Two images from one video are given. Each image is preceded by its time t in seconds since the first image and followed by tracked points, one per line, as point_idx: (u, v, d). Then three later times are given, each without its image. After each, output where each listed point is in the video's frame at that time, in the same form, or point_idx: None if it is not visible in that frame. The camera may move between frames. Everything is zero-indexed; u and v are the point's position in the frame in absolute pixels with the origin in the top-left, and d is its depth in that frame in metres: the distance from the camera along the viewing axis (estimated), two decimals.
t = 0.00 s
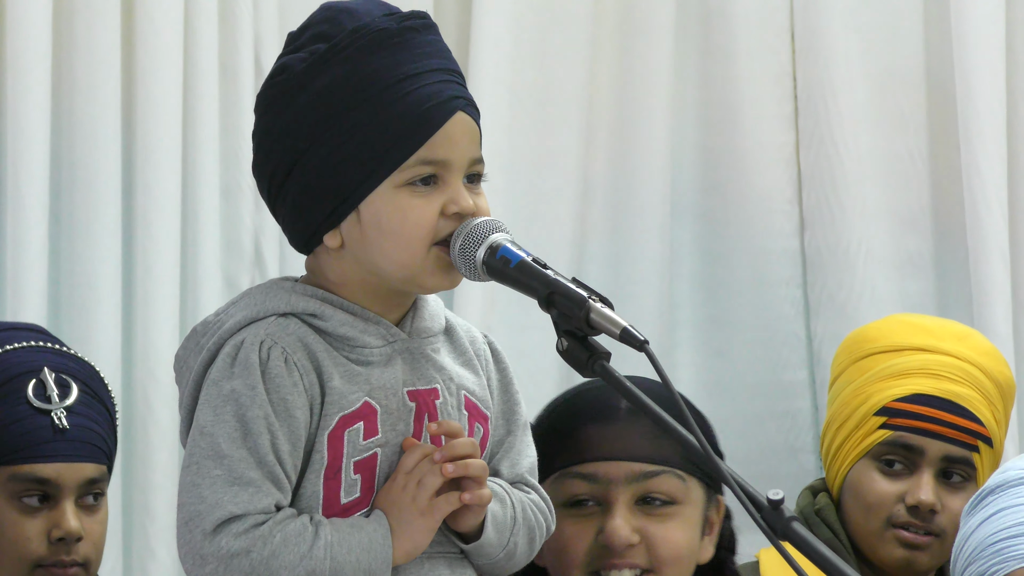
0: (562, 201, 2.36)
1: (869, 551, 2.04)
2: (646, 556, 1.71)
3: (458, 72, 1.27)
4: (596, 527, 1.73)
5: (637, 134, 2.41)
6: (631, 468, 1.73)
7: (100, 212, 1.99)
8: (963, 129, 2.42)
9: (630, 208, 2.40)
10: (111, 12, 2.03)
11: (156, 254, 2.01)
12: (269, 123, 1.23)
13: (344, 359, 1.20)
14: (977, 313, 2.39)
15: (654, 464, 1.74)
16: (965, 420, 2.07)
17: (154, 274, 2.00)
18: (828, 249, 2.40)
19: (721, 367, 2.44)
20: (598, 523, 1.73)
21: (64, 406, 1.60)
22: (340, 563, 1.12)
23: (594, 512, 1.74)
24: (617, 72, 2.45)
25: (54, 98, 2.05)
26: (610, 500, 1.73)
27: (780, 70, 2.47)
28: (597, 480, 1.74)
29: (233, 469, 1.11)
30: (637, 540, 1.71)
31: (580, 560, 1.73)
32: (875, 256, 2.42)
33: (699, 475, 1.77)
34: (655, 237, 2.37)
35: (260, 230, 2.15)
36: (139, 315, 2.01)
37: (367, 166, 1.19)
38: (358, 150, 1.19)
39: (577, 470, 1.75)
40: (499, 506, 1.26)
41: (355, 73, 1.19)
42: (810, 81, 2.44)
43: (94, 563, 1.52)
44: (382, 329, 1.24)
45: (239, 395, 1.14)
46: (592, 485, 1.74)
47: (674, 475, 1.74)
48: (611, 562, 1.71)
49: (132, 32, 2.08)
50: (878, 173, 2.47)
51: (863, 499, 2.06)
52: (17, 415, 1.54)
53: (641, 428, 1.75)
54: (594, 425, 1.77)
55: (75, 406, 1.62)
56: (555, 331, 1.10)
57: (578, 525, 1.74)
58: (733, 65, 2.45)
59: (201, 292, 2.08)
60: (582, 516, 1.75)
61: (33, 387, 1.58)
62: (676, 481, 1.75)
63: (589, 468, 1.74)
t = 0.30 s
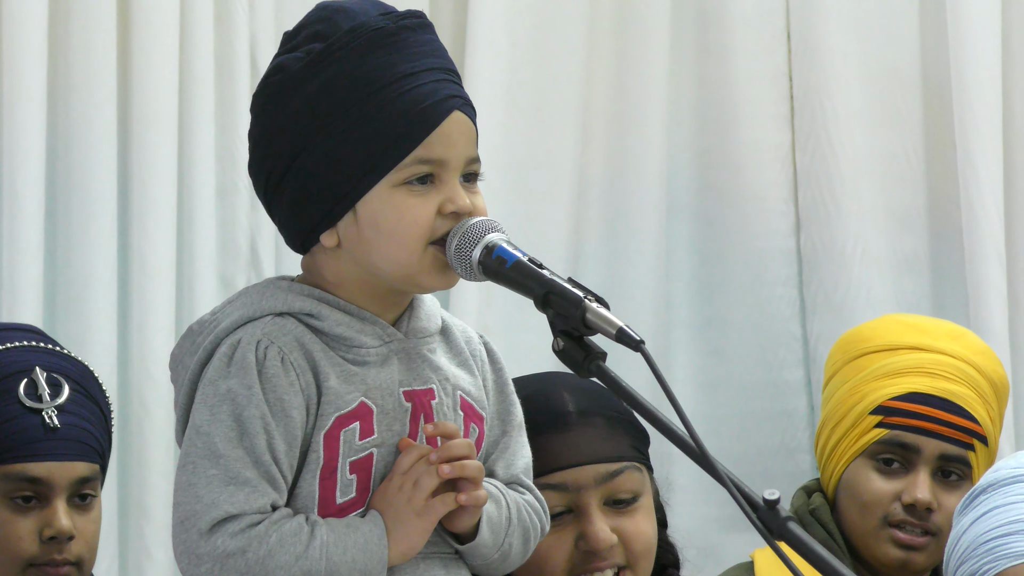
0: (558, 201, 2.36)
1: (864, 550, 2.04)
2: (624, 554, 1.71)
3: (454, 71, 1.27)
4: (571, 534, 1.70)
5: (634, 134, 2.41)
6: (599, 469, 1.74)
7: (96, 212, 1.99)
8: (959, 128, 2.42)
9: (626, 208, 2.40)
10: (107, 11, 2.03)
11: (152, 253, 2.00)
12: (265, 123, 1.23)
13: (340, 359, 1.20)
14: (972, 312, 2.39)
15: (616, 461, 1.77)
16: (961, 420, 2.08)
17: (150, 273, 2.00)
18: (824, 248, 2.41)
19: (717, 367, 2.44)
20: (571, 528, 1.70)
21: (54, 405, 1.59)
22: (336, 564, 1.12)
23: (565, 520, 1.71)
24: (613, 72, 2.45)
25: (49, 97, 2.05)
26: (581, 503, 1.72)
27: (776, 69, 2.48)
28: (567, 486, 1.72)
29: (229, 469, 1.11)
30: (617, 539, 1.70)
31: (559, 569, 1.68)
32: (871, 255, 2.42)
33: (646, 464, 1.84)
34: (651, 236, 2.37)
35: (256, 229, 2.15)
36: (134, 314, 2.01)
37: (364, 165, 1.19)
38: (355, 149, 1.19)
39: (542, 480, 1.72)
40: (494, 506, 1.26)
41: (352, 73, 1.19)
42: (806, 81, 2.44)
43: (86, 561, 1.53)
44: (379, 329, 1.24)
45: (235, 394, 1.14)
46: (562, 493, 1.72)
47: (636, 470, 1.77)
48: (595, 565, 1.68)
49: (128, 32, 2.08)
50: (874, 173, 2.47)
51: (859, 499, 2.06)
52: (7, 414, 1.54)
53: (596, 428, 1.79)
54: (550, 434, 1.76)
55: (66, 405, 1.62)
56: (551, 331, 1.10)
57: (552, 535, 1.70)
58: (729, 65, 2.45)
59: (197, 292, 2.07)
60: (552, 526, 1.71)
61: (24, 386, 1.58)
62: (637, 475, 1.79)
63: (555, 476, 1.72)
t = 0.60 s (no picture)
0: (554, 201, 2.36)
1: (861, 551, 2.04)
2: (653, 545, 1.71)
3: (446, 70, 1.27)
4: (601, 522, 1.71)
5: (630, 135, 2.41)
6: (629, 460, 1.74)
7: (93, 213, 1.99)
8: (956, 129, 2.42)
9: (622, 209, 2.40)
10: (103, 13, 2.03)
11: (148, 254, 2.01)
12: (257, 124, 1.23)
13: (334, 359, 1.20)
14: (968, 311, 2.40)
15: (646, 453, 1.76)
16: (959, 420, 2.08)
17: (146, 273, 2.01)
18: (819, 248, 2.41)
19: (713, 368, 2.44)
20: (601, 517, 1.72)
21: (40, 406, 1.58)
22: (331, 564, 1.12)
23: (595, 508, 1.73)
24: (609, 71, 2.45)
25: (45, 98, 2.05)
26: (611, 493, 1.73)
27: (772, 70, 2.48)
28: (598, 476, 1.73)
29: (224, 470, 1.11)
30: (645, 529, 1.70)
31: (587, 557, 1.70)
32: (867, 256, 2.42)
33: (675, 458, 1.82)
34: (647, 237, 2.38)
35: (251, 229, 2.16)
36: (131, 315, 2.01)
37: (356, 165, 1.19)
38: (348, 149, 1.19)
39: (573, 469, 1.74)
40: (488, 506, 1.27)
41: (343, 74, 1.20)
42: (802, 81, 2.45)
43: (70, 563, 1.52)
44: (372, 329, 1.24)
45: (229, 395, 1.14)
46: (593, 482, 1.73)
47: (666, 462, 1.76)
48: (621, 555, 1.69)
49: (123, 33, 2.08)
50: (870, 172, 2.47)
51: (856, 500, 2.06)
52: None
53: (627, 420, 1.78)
54: (576, 423, 1.77)
55: (53, 406, 1.61)
56: (547, 332, 1.10)
57: (582, 523, 1.72)
58: (726, 66, 2.45)
59: (193, 293, 2.08)
60: (583, 514, 1.73)
61: (10, 388, 1.57)
62: (666, 468, 1.77)
63: (585, 465, 1.73)
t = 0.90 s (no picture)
0: (549, 201, 2.36)
1: (858, 551, 2.04)
2: (691, 549, 1.54)
3: (437, 69, 1.27)
4: (639, 516, 1.56)
5: (624, 135, 2.41)
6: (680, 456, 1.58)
7: (88, 214, 1.99)
8: (950, 130, 2.42)
9: (617, 210, 2.40)
10: (98, 13, 2.03)
11: (143, 254, 2.01)
12: (249, 124, 1.23)
13: (327, 359, 1.20)
14: (964, 311, 2.40)
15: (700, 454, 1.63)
16: (954, 420, 2.08)
17: (141, 274, 2.01)
18: (814, 248, 2.41)
19: (708, 369, 2.45)
20: (640, 512, 1.56)
21: (32, 407, 1.58)
22: (325, 563, 1.12)
23: (636, 502, 1.57)
24: (604, 71, 2.45)
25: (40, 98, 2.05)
26: (654, 488, 1.57)
27: (767, 70, 2.48)
28: (644, 467, 1.58)
29: (217, 470, 1.11)
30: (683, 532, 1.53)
31: (619, 549, 1.56)
32: (862, 256, 2.42)
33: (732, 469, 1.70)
34: (642, 238, 2.38)
35: (246, 229, 2.15)
36: (125, 315, 2.01)
37: (349, 164, 1.19)
38: (341, 150, 1.19)
39: (617, 458, 1.59)
40: (484, 505, 1.26)
41: (335, 73, 1.19)
42: (797, 82, 2.45)
43: (59, 565, 1.52)
44: (366, 329, 1.24)
45: (222, 396, 1.14)
46: (637, 472, 1.58)
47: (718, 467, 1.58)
48: (654, 552, 1.54)
49: (118, 33, 2.08)
50: (865, 172, 2.47)
51: (852, 500, 2.07)
52: None
53: (683, 418, 1.66)
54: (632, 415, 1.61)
55: (44, 407, 1.60)
56: (542, 332, 1.10)
57: (620, 514, 1.57)
58: (720, 66, 2.45)
59: (188, 293, 2.08)
60: (623, 506, 1.58)
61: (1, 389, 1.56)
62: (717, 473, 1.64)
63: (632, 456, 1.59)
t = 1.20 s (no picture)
0: (545, 201, 2.36)
1: (852, 552, 2.05)
2: (703, 555, 1.61)
3: (436, 70, 1.27)
4: (655, 519, 1.65)
5: (620, 135, 2.41)
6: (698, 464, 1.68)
7: (83, 213, 1.99)
8: (946, 130, 2.43)
9: (613, 210, 2.40)
10: (94, 13, 2.03)
11: (139, 252, 2.01)
12: (247, 124, 1.23)
13: (324, 358, 1.20)
14: (959, 312, 2.40)
15: (721, 462, 1.72)
16: (949, 421, 2.08)
17: (137, 273, 2.00)
18: (810, 249, 2.41)
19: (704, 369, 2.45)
20: (657, 516, 1.65)
21: (19, 409, 1.57)
22: (320, 563, 1.12)
23: (655, 505, 1.66)
24: (600, 71, 2.46)
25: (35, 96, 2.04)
26: (672, 493, 1.66)
27: (763, 70, 2.48)
28: (663, 472, 1.67)
29: (213, 469, 1.11)
30: (697, 536, 1.61)
31: (635, 551, 1.65)
32: (857, 257, 2.42)
33: (757, 477, 1.76)
34: (637, 238, 2.38)
35: (242, 229, 2.15)
36: (121, 314, 2.01)
37: (347, 165, 1.19)
38: (339, 150, 1.19)
39: (639, 460, 1.69)
40: (477, 507, 1.27)
41: (334, 74, 1.20)
42: (792, 82, 2.45)
43: (45, 567, 1.52)
44: (363, 328, 1.24)
45: (219, 394, 1.14)
46: (657, 476, 1.67)
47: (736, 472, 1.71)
48: (667, 555, 1.62)
49: (114, 33, 2.07)
50: (860, 173, 2.48)
51: (846, 501, 2.07)
52: None
53: (709, 427, 1.74)
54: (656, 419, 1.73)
55: (33, 408, 1.59)
56: (537, 332, 1.10)
57: (638, 517, 1.66)
58: (716, 66, 2.46)
59: (183, 293, 2.07)
60: (642, 509, 1.67)
61: None
62: (739, 480, 1.72)
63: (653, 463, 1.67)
